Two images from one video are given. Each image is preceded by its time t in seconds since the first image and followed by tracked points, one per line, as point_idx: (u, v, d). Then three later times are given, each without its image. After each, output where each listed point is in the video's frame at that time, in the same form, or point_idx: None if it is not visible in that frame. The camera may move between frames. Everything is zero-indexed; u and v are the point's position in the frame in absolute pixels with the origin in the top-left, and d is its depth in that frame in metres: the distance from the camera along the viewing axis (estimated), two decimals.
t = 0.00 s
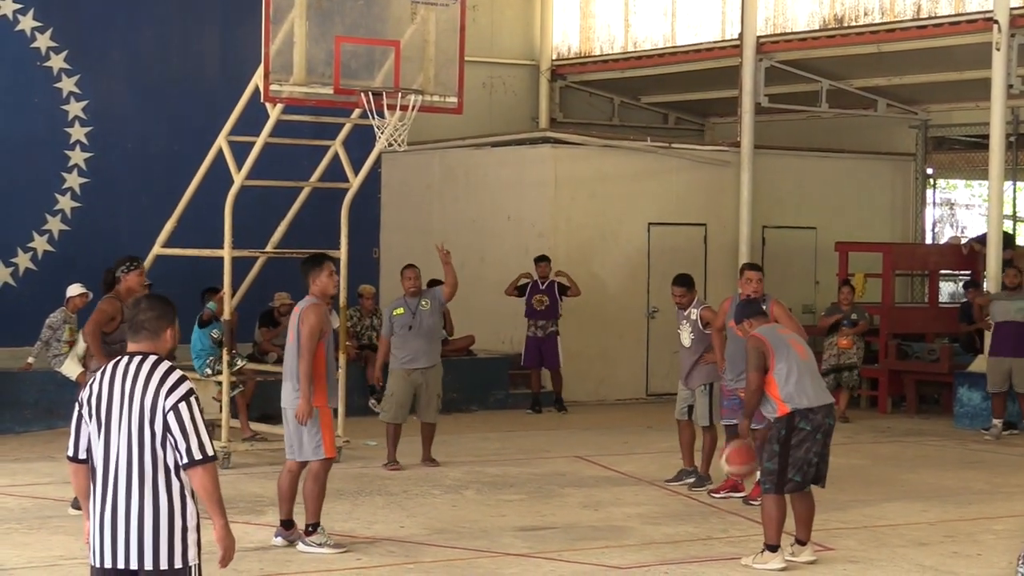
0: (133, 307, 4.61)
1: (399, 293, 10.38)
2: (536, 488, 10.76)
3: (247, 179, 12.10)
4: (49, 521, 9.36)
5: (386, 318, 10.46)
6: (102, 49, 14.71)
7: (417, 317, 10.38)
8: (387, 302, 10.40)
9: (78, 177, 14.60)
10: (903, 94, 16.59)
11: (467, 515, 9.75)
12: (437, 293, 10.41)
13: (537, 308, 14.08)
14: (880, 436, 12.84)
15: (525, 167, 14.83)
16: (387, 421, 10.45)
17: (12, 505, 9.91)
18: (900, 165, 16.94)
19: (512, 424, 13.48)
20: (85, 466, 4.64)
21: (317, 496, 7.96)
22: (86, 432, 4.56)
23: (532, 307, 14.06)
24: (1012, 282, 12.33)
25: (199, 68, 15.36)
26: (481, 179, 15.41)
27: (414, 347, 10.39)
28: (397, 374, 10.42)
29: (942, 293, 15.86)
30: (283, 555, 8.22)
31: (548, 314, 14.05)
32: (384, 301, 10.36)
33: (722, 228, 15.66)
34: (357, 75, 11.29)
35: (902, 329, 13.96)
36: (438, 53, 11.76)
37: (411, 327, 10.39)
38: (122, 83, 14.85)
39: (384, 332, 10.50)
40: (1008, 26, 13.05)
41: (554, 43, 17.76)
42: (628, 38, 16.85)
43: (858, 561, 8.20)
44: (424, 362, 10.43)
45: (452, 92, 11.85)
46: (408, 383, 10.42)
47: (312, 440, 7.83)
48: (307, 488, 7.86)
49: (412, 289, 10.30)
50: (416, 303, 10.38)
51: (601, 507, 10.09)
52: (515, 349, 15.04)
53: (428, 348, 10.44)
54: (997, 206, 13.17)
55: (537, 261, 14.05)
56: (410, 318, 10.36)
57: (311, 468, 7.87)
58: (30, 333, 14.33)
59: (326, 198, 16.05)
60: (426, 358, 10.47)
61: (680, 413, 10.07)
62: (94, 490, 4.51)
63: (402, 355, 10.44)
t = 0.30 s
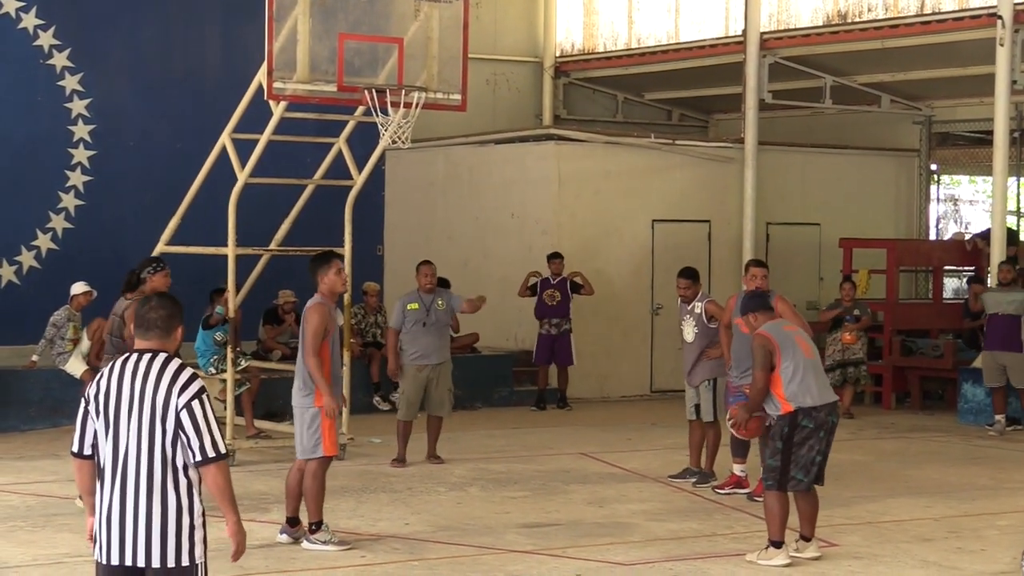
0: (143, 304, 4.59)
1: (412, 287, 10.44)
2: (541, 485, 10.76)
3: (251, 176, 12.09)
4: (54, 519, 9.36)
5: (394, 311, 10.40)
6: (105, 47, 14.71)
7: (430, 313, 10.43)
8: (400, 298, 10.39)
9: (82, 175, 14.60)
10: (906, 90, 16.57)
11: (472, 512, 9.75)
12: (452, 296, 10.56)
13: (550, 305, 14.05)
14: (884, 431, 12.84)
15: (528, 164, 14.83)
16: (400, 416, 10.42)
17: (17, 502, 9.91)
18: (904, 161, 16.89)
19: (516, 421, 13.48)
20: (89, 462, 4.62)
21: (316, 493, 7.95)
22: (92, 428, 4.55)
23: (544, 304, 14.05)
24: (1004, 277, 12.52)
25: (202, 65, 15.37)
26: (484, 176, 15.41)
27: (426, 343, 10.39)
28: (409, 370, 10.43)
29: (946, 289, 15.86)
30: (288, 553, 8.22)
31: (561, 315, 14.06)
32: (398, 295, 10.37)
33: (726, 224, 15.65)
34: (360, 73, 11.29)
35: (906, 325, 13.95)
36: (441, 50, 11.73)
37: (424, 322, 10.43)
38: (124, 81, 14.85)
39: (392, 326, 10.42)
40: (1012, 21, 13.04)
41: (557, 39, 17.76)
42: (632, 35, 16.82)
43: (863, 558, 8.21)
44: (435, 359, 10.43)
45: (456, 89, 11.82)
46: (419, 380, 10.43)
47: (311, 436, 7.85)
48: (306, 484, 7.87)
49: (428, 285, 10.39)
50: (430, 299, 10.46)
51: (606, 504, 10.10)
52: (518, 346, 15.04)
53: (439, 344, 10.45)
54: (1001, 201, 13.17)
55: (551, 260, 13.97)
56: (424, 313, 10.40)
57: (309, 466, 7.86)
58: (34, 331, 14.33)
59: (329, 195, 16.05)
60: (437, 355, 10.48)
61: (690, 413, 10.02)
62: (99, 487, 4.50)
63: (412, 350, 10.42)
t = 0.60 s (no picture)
0: (149, 300, 4.59)
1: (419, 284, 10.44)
2: (546, 482, 10.77)
3: (256, 172, 12.09)
4: (59, 515, 9.38)
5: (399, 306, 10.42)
6: (111, 43, 14.73)
7: (435, 310, 10.42)
8: (406, 293, 10.40)
9: (88, 171, 14.63)
10: (912, 87, 16.56)
11: (476, 509, 9.76)
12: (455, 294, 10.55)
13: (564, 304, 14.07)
14: (890, 429, 12.83)
15: (534, 160, 14.82)
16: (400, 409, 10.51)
17: (23, 498, 9.94)
18: (909, 157, 16.87)
19: (521, 417, 13.49)
20: (94, 457, 4.62)
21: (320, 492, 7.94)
22: (99, 424, 4.54)
23: (557, 302, 14.06)
24: (1005, 275, 12.50)
25: (208, 62, 15.38)
26: (490, 172, 15.42)
27: (428, 340, 10.43)
28: (409, 364, 10.49)
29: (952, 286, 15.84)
30: (293, 549, 8.23)
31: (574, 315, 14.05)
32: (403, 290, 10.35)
33: (732, 220, 15.63)
34: (366, 69, 11.30)
35: (911, 321, 13.93)
36: (446, 47, 11.73)
37: (427, 319, 10.42)
38: (130, 77, 14.87)
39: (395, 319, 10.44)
40: (1018, 18, 13.01)
41: (563, 36, 17.74)
42: (637, 31, 16.78)
43: (867, 555, 8.20)
44: (435, 356, 10.45)
45: (461, 86, 11.82)
46: (420, 375, 10.48)
47: (317, 434, 7.85)
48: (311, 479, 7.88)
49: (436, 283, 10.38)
50: (437, 297, 10.44)
51: (611, 501, 10.10)
52: (524, 343, 15.05)
53: (441, 342, 10.46)
54: (1007, 198, 13.14)
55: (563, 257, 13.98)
56: (429, 310, 10.40)
57: (313, 463, 7.87)
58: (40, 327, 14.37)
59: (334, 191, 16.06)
60: (438, 352, 10.49)
61: (690, 407, 10.06)
62: (106, 483, 4.49)
63: (414, 346, 10.47)
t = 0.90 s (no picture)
0: (164, 298, 4.59)
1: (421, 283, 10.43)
2: (559, 479, 10.76)
3: (269, 169, 12.08)
4: (73, 511, 9.39)
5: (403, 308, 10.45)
6: (125, 40, 14.73)
7: (441, 309, 10.48)
8: (410, 294, 10.43)
9: (101, 168, 14.63)
10: (925, 83, 16.53)
11: (489, 506, 9.75)
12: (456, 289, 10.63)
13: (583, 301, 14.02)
14: (902, 425, 12.81)
15: (546, 157, 14.81)
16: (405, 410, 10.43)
17: (36, 494, 9.94)
18: (921, 153, 16.85)
19: (533, 414, 13.48)
20: (107, 454, 4.63)
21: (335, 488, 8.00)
22: (114, 421, 4.55)
23: (577, 300, 13.99)
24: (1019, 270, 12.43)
25: (221, 58, 15.39)
26: (502, 169, 15.42)
27: (435, 340, 10.40)
28: (416, 364, 10.42)
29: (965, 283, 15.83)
30: (306, 545, 8.23)
31: (593, 312, 14.00)
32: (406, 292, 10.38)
33: (744, 217, 15.62)
34: (378, 66, 11.30)
35: (923, 318, 13.92)
36: (459, 44, 11.72)
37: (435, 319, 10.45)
38: (143, 74, 14.87)
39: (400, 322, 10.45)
40: None
41: (575, 33, 17.72)
42: (650, 28, 16.78)
43: (880, 552, 8.18)
44: (443, 355, 10.45)
45: (474, 82, 11.81)
46: (426, 375, 10.43)
47: (336, 432, 7.84)
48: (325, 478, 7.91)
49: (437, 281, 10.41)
50: (440, 296, 10.49)
51: (623, 498, 10.10)
52: (536, 340, 15.05)
53: (449, 341, 10.47)
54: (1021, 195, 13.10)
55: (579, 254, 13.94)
56: (434, 310, 10.44)
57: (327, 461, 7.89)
58: (53, 324, 14.38)
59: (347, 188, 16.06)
60: (446, 351, 10.50)
61: (699, 404, 10.03)
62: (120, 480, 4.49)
63: (420, 346, 10.43)
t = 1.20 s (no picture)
0: (173, 293, 4.55)
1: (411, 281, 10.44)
2: (568, 476, 10.76)
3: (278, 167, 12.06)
4: (83, 508, 9.40)
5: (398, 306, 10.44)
6: (135, 38, 14.73)
7: (435, 305, 10.47)
8: (404, 292, 10.38)
9: (110, 165, 14.63)
10: (935, 81, 16.52)
11: (499, 503, 9.75)
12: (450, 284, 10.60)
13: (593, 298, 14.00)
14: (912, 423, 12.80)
15: (556, 154, 14.81)
16: (405, 406, 10.43)
17: (46, 491, 9.96)
18: (931, 151, 16.81)
19: (541, 411, 13.49)
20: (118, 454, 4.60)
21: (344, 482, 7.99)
22: (124, 418, 4.54)
23: (587, 297, 13.98)
24: None
25: (231, 55, 15.39)
26: (511, 166, 15.42)
27: (434, 337, 10.45)
28: (417, 362, 10.45)
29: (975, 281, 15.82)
30: (316, 542, 8.24)
31: (602, 309, 13.98)
32: (400, 290, 10.37)
33: (753, 215, 15.61)
34: (388, 63, 11.30)
35: (933, 316, 13.91)
36: (469, 42, 11.69)
37: (433, 315, 10.46)
38: (154, 72, 14.88)
39: (397, 321, 10.42)
40: None
41: (585, 30, 17.69)
42: (660, 26, 16.75)
43: (891, 549, 8.18)
44: (442, 352, 10.49)
45: (483, 80, 11.79)
46: (427, 372, 10.44)
47: (347, 429, 7.82)
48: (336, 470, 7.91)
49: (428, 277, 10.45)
50: (433, 292, 10.47)
51: (633, 495, 10.09)
52: (546, 337, 15.05)
53: (447, 337, 10.52)
54: None
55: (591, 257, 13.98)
56: (429, 307, 10.43)
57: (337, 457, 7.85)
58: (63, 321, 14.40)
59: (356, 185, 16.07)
60: (444, 347, 10.55)
61: (708, 401, 9.99)
62: (130, 476, 4.48)
63: (421, 343, 10.46)
